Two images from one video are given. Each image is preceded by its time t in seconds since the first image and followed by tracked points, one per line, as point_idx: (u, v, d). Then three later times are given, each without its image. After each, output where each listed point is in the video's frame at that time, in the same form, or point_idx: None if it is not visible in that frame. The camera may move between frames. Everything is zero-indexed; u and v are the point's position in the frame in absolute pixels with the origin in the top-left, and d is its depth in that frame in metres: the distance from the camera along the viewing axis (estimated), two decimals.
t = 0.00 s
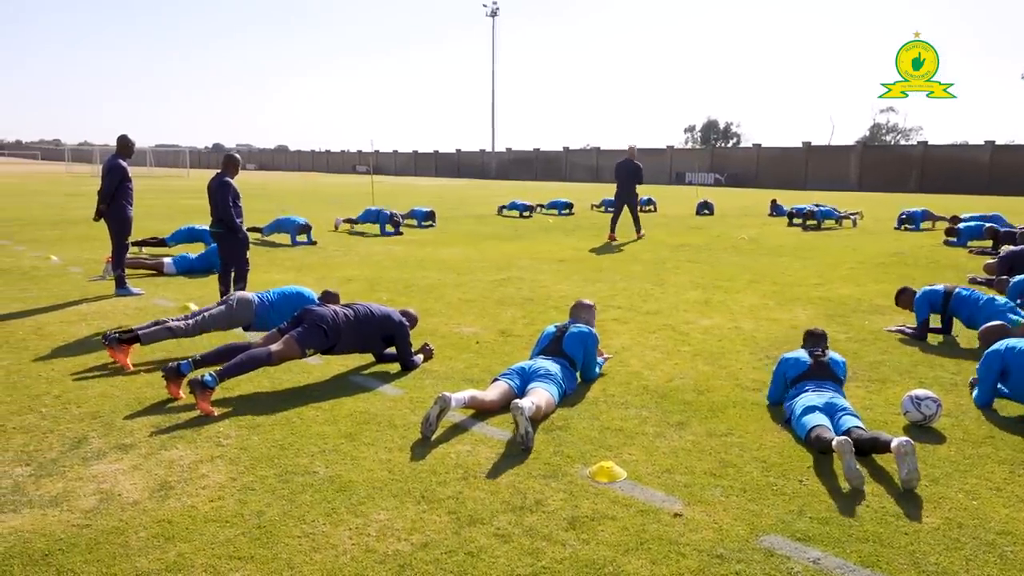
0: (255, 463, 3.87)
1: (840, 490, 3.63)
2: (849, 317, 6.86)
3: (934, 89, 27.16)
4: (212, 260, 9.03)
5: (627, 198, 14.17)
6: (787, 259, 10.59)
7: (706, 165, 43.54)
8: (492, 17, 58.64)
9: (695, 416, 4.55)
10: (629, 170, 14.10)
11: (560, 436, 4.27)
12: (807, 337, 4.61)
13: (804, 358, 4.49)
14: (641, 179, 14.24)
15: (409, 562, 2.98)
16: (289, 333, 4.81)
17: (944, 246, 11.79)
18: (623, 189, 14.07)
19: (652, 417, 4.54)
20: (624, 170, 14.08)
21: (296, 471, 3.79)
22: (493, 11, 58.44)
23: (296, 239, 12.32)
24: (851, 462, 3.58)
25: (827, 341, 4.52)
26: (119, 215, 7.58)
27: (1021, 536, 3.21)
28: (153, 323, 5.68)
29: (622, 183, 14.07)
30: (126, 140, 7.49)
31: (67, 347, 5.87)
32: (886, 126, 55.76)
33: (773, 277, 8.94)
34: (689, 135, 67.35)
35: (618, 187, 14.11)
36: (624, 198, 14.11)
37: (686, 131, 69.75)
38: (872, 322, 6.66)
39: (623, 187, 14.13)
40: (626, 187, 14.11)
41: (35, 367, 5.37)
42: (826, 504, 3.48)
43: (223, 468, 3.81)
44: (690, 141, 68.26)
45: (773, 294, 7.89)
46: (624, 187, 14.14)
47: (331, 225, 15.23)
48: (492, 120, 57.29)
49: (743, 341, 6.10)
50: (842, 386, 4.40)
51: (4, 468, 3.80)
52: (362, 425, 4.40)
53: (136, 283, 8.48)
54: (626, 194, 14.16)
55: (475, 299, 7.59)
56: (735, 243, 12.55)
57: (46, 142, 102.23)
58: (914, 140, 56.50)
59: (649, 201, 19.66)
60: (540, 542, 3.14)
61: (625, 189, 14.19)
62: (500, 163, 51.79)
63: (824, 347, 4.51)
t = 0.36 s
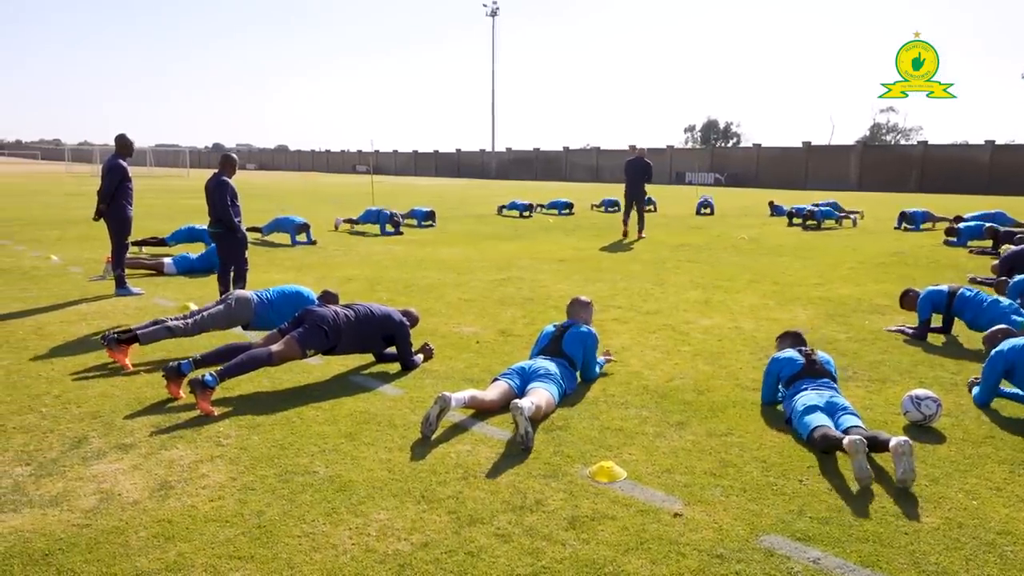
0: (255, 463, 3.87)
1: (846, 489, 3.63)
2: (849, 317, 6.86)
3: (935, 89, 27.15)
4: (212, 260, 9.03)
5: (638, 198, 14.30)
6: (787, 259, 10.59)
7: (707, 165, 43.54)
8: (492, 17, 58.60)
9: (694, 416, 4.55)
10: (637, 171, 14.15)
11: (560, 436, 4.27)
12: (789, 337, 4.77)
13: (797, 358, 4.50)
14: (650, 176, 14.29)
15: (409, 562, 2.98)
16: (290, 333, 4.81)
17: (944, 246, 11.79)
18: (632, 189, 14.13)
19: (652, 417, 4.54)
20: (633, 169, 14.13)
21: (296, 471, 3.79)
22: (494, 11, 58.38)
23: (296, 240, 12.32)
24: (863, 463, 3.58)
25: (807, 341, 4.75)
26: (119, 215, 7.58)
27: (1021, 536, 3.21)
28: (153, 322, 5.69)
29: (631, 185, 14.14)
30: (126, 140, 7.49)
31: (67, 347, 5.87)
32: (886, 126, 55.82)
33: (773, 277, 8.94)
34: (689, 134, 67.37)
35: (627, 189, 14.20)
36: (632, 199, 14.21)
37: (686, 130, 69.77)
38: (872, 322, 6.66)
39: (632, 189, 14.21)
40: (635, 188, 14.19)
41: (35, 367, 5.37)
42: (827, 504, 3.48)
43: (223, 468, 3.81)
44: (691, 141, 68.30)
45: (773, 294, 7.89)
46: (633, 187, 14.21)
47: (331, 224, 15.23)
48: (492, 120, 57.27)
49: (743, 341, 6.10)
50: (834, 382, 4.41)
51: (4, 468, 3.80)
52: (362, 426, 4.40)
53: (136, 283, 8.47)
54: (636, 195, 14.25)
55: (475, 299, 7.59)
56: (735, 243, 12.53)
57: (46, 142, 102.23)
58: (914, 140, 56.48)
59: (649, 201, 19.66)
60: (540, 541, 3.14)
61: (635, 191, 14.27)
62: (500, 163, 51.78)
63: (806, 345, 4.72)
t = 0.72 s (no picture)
0: (255, 463, 3.87)
1: (847, 489, 3.63)
2: (849, 317, 6.85)
3: (935, 89, 27.15)
4: (212, 260, 9.02)
5: (638, 198, 14.30)
6: (787, 258, 10.58)
7: (707, 164, 43.54)
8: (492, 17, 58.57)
9: (694, 416, 4.55)
10: (638, 170, 14.15)
11: (560, 436, 4.27)
12: (789, 337, 4.78)
13: (797, 358, 4.49)
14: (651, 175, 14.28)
15: (409, 562, 2.98)
16: (291, 333, 4.81)
17: (944, 246, 11.78)
18: (633, 189, 14.12)
19: (652, 417, 4.54)
20: (634, 169, 14.12)
21: (296, 471, 3.79)
22: (493, 11, 58.35)
23: (296, 239, 12.31)
24: (863, 463, 3.58)
25: (806, 340, 4.76)
26: (119, 214, 7.58)
27: (1021, 536, 3.21)
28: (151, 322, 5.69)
29: (632, 185, 14.15)
30: (125, 139, 7.49)
31: (66, 347, 5.86)
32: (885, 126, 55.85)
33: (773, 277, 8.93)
34: (689, 134, 67.42)
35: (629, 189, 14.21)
36: (635, 202, 14.25)
37: (686, 130, 69.84)
38: (872, 322, 6.66)
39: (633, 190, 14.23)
40: (637, 189, 14.20)
41: (35, 367, 5.36)
42: (827, 503, 3.48)
43: (223, 468, 3.81)
44: (691, 141, 68.29)
45: (773, 294, 7.88)
46: (635, 188, 14.22)
47: (330, 224, 15.22)
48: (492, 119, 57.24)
49: (743, 341, 6.09)
50: (835, 381, 4.42)
51: (4, 468, 3.80)
52: (362, 425, 4.40)
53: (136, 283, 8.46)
54: (637, 196, 14.28)
55: (475, 299, 7.58)
56: (735, 243, 12.52)
57: (46, 142, 102.17)
58: (914, 140, 56.43)
59: (649, 201, 19.63)
60: (540, 541, 3.14)
61: (636, 193, 14.29)
62: (501, 162, 51.77)
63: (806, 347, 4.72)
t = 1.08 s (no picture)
0: (256, 463, 3.87)
1: (850, 489, 3.64)
2: (850, 317, 6.84)
3: (935, 89, 27.15)
4: (212, 259, 9.01)
5: (638, 195, 14.26)
6: (787, 258, 10.58)
7: (707, 165, 43.53)
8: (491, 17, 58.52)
9: (694, 416, 4.55)
10: (636, 172, 14.17)
11: (560, 436, 4.27)
12: (786, 334, 4.79)
13: (795, 349, 4.59)
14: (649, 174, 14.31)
15: (409, 562, 2.98)
16: (293, 338, 4.81)
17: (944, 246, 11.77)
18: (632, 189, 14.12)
19: (652, 417, 4.54)
20: (633, 170, 14.14)
21: (296, 471, 3.80)
22: (493, 11, 58.32)
23: (296, 239, 12.30)
24: (860, 462, 3.56)
25: (804, 337, 4.78)
26: (118, 214, 7.57)
27: (1021, 536, 3.21)
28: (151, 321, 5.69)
29: (631, 186, 14.17)
30: (124, 139, 7.48)
31: (66, 347, 5.86)
32: (885, 126, 55.89)
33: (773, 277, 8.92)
34: (689, 135, 67.34)
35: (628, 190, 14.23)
36: (635, 199, 14.26)
37: (687, 130, 69.82)
38: (872, 322, 6.65)
39: (631, 190, 14.24)
40: (636, 189, 14.19)
41: (35, 367, 5.36)
42: (826, 503, 3.48)
43: (223, 468, 3.81)
44: (691, 141, 68.33)
45: (773, 294, 7.88)
46: (633, 187, 14.23)
47: (330, 224, 15.21)
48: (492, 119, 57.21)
49: (743, 341, 6.09)
50: (833, 366, 4.46)
51: (4, 468, 3.80)
52: (362, 425, 4.40)
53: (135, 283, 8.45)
54: (636, 195, 14.27)
55: (475, 299, 7.58)
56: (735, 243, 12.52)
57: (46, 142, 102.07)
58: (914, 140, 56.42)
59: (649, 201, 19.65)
60: (539, 541, 3.14)
61: (635, 193, 14.29)
62: (501, 163, 51.77)
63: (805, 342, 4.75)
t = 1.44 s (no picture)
0: (256, 463, 3.87)
1: (849, 488, 3.65)
2: (849, 317, 6.84)
3: (935, 89, 27.16)
4: (211, 260, 9.01)
5: (638, 194, 14.27)
6: (786, 258, 10.57)
7: (706, 164, 43.51)
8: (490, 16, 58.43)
9: (694, 416, 4.55)
10: (636, 171, 14.20)
11: (560, 436, 4.27)
12: (784, 332, 4.80)
13: (794, 348, 4.59)
14: (649, 174, 14.33)
15: (408, 562, 2.98)
16: (292, 338, 4.81)
17: (944, 246, 11.77)
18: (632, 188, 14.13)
19: (652, 417, 4.53)
20: (633, 169, 14.14)
21: (296, 471, 3.80)
22: (492, 11, 58.27)
23: (295, 240, 12.31)
24: (860, 462, 3.57)
25: (803, 336, 4.79)
26: (117, 215, 7.56)
27: (1021, 535, 3.21)
28: (150, 322, 5.70)
29: (631, 185, 14.19)
30: (123, 139, 7.47)
31: (66, 347, 5.86)
32: (885, 126, 55.84)
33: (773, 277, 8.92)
34: (689, 134, 67.35)
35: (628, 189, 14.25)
36: (634, 196, 14.27)
37: (687, 130, 69.82)
38: (872, 322, 6.65)
39: (631, 190, 14.26)
40: (635, 189, 14.20)
41: (35, 368, 5.37)
42: (826, 503, 3.48)
43: (223, 468, 3.81)
44: (691, 141, 68.32)
45: (773, 294, 7.87)
46: (633, 187, 14.25)
47: (330, 225, 15.21)
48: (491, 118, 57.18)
49: (743, 341, 6.09)
50: (832, 367, 4.47)
51: (4, 468, 3.80)
52: (361, 425, 4.40)
53: (135, 283, 8.46)
54: (636, 194, 14.28)
55: (475, 299, 7.58)
56: (735, 243, 12.52)
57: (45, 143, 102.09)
58: (913, 140, 56.40)
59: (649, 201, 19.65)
60: (539, 541, 3.14)
61: (635, 192, 14.30)
62: (500, 163, 51.78)
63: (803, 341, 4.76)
